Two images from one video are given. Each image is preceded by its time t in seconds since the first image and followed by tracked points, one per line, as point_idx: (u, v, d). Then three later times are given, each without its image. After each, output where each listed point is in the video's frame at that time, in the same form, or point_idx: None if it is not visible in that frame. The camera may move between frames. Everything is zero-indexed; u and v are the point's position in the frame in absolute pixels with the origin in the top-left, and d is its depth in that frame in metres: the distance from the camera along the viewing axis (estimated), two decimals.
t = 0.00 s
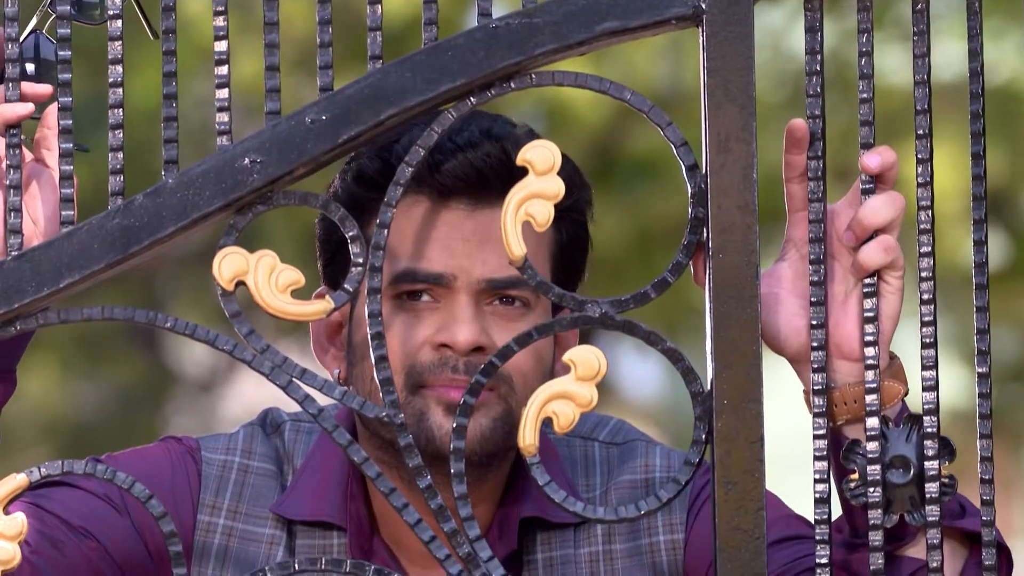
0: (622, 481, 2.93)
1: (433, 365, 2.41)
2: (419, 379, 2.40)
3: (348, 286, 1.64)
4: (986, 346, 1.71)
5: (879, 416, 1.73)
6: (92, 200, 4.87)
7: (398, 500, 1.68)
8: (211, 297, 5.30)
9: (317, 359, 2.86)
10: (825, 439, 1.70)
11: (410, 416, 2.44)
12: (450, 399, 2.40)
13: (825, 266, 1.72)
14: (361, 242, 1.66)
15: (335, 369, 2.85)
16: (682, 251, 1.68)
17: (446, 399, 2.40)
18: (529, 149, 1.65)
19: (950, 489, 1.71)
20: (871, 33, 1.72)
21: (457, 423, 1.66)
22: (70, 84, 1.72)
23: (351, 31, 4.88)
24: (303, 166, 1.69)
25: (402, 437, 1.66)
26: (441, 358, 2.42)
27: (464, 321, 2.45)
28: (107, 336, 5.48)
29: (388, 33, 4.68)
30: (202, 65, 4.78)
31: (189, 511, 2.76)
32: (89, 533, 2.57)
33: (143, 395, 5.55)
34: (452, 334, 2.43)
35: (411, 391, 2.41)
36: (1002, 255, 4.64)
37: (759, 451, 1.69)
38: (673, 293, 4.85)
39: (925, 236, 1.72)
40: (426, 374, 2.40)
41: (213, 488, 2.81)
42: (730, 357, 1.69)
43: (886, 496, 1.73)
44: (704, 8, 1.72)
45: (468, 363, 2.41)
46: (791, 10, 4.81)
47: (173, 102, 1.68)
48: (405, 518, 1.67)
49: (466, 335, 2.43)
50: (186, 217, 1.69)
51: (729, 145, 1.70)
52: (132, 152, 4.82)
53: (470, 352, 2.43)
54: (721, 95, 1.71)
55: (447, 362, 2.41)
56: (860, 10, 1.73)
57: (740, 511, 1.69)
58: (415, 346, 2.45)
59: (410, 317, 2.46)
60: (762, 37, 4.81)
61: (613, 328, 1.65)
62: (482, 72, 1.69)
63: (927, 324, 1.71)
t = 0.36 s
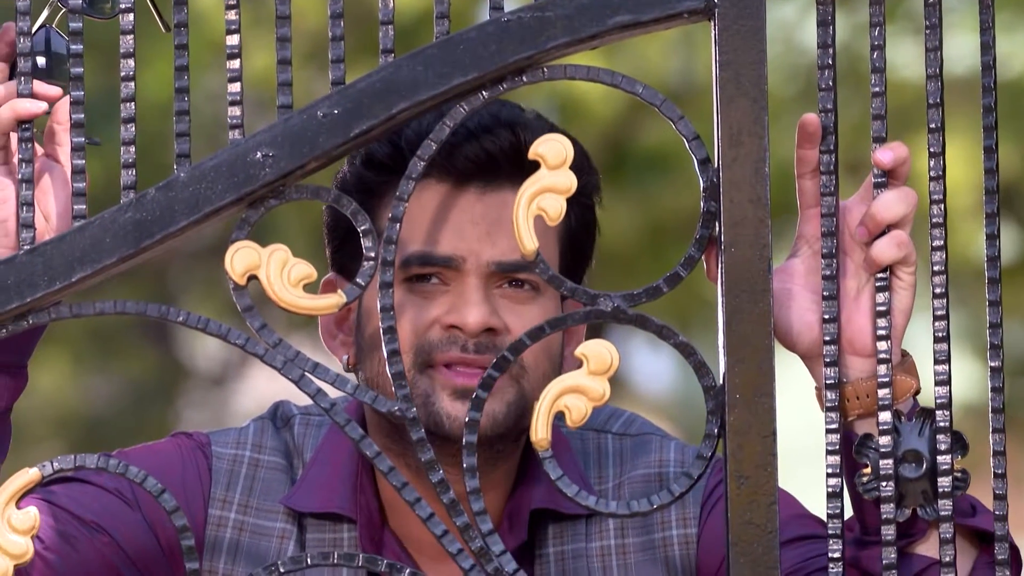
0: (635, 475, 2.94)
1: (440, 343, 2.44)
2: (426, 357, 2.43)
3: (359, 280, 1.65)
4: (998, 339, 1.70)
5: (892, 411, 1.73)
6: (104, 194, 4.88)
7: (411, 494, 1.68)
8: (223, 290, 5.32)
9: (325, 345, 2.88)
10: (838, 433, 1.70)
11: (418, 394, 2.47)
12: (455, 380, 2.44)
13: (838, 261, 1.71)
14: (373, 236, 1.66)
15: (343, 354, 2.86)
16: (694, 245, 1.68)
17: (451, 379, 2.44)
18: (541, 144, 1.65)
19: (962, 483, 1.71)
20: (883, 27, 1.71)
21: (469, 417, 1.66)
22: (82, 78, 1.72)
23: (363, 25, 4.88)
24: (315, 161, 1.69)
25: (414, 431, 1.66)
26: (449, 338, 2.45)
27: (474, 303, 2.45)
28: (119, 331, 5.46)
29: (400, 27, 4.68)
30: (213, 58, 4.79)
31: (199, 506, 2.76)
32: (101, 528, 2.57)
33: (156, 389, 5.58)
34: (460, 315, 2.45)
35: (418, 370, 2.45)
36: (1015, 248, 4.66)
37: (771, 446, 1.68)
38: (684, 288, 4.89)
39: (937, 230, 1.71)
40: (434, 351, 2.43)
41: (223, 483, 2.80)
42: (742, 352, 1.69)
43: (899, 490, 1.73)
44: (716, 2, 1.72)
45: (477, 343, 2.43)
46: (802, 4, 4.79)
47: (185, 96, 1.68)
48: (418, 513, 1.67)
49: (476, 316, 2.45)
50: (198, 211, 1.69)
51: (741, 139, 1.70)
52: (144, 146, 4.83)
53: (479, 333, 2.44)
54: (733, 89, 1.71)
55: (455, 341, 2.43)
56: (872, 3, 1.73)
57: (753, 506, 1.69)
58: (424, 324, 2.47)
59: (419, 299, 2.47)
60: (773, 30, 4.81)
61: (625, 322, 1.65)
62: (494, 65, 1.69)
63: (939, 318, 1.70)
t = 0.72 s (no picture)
0: (648, 469, 2.93)
1: (449, 333, 2.44)
2: (434, 348, 2.43)
3: (370, 277, 1.65)
4: (1010, 336, 1.70)
5: (903, 407, 1.72)
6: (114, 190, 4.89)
7: (421, 491, 1.68)
8: (232, 287, 5.33)
9: (333, 335, 2.89)
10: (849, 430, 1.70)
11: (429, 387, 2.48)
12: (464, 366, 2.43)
13: (848, 257, 1.71)
14: (383, 234, 1.66)
15: (350, 343, 2.87)
16: (705, 243, 1.68)
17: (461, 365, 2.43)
18: (552, 141, 1.65)
19: (973, 480, 1.70)
20: (895, 23, 1.71)
21: (479, 414, 1.66)
22: (93, 75, 1.72)
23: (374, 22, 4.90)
24: (325, 158, 1.69)
25: (424, 428, 1.66)
26: (456, 326, 2.45)
27: (481, 291, 2.47)
28: (131, 327, 5.49)
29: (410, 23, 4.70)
30: (224, 54, 4.81)
31: (210, 500, 2.76)
32: (112, 524, 2.57)
33: (167, 385, 5.61)
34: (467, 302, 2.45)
35: (428, 360, 2.44)
36: None
37: (782, 443, 1.68)
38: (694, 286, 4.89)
39: (948, 227, 1.71)
40: (443, 339, 2.43)
41: (233, 477, 2.81)
42: (752, 349, 1.69)
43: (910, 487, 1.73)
44: None
45: (483, 332, 2.44)
46: None
47: (196, 93, 1.68)
48: (428, 510, 1.67)
49: (482, 304, 2.46)
50: (208, 208, 1.69)
51: (752, 136, 1.70)
52: (156, 142, 4.86)
53: (486, 321, 2.45)
54: (744, 86, 1.71)
55: (463, 329, 2.44)
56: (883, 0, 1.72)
57: (763, 503, 1.69)
58: (432, 313, 2.48)
59: (427, 290, 2.48)
60: (786, 28, 4.85)
61: (635, 320, 1.65)
62: (504, 63, 1.69)
63: (950, 315, 1.70)
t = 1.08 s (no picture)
0: (657, 468, 2.94)
1: (456, 327, 2.44)
2: (443, 342, 2.43)
3: (378, 275, 1.65)
4: (1018, 334, 1.70)
5: (911, 406, 1.72)
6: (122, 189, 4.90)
7: (429, 490, 1.68)
8: (239, 285, 5.34)
9: (341, 329, 2.89)
10: (857, 429, 1.70)
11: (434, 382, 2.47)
12: (468, 368, 2.45)
13: (856, 255, 1.71)
14: (391, 232, 1.66)
15: (358, 337, 2.86)
16: (713, 241, 1.68)
17: (467, 368, 2.45)
18: (560, 139, 1.65)
19: (981, 479, 1.70)
20: (903, 22, 1.71)
21: (488, 413, 1.66)
22: (101, 73, 1.72)
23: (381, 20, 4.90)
24: (333, 156, 1.69)
25: (433, 427, 1.66)
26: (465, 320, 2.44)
27: (488, 283, 2.47)
28: (140, 325, 5.49)
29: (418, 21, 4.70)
30: (232, 52, 4.82)
31: (216, 498, 2.77)
32: (118, 522, 2.58)
33: (174, 384, 5.63)
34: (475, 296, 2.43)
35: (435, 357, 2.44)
36: None
37: (790, 441, 1.68)
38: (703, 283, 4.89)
39: (956, 226, 1.70)
40: (451, 333, 2.43)
41: (239, 474, 2.81)
42: (760, 348, 1.68)
43: (918, 486, 1.72)
44: None
45: (491, 326, 2.43)
46: None
47: (204, 91, 1.68)
48: (437, 509, 1.67)
49: (490, 298, 2.46)
50: (216, 207, 1.69)
51: (761, 134, 1.70)
52: (164, 141, 4.87)
53: (494, 315, 2.45)
54: (752, 84, 1.70)
55: (470, 323, 2.43)
56: None
57: (771, 503, 1.69)
58: (440, 307, 2.46)
59: (434, 283, 2.47)
60: (793, 25, 4.86)
61: (643, 318, 1.65)
62: (513, 61, 1.68)
63: (959, 314, 1.70)
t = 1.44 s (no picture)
0: (667, 461, 2.94)
1: (461, 311, 2.43)
2: (450, 325, 2.43)
3: (386, 268, 1.65)
4: None
5: (920, 400, 1.72)
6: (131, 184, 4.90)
7: (438, 483, 1.68)
8: (247, 279, 5.35)
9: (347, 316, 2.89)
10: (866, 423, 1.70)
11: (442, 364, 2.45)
12: (476, 347, 2.42)
13: (865, 249, 1.71)
14: (400, 225, 1.66)
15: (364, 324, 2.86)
16: (723, 234, 1.68)
17: (474, 346, 2.42)
18: (569, 132, 1.65)
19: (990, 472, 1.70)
20: (912, 15, 1.70)
21: (496, 406, 1.66)
22: (110, 67, 1.72)
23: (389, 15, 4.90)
24: (342, 149, 1.69)
25: (441, 420, 1.66)
26: (469, 305, 2.42)
27: (493, 268, 2.44)
28: (149, 319, 5.51)
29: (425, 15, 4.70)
30: (240, 47, 4.82)
31: (221, 488, 2.76)
32: (122, 514, 2.58)
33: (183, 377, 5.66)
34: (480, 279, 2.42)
35: (441, 339, 2.43)
36: None
37: (799, 434, 1.68)
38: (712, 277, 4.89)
39: (965, 219, 1.70)
40: (457, 319, 2.42)
41: (243, 465, 2.81)
42: (768, 342, 1.68)
43: (927, 479, 1.72)
44: None
45: (496, 310, 2.41)
46: None
47: (213, 84, 1.68)
48: (445, 501, 1.68)
49: (495, 281, 2.42)
50: (225, 200, 1.69)
51: (770, 128, 1.70)
52: (173, 136, 4.88)
53: (499, 299, 2.43)
54: (761, 77, 1.70)
55: (475, 307, 2.42)
56: None
57: (780, 496, 1.69)
58: (445, 292, 2.47)
59: (440, 268, 2.48)
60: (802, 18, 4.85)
61: (651, 311, 1.65)
62: (522, 54, 1.68)
63: (968, 307, 1.69)
